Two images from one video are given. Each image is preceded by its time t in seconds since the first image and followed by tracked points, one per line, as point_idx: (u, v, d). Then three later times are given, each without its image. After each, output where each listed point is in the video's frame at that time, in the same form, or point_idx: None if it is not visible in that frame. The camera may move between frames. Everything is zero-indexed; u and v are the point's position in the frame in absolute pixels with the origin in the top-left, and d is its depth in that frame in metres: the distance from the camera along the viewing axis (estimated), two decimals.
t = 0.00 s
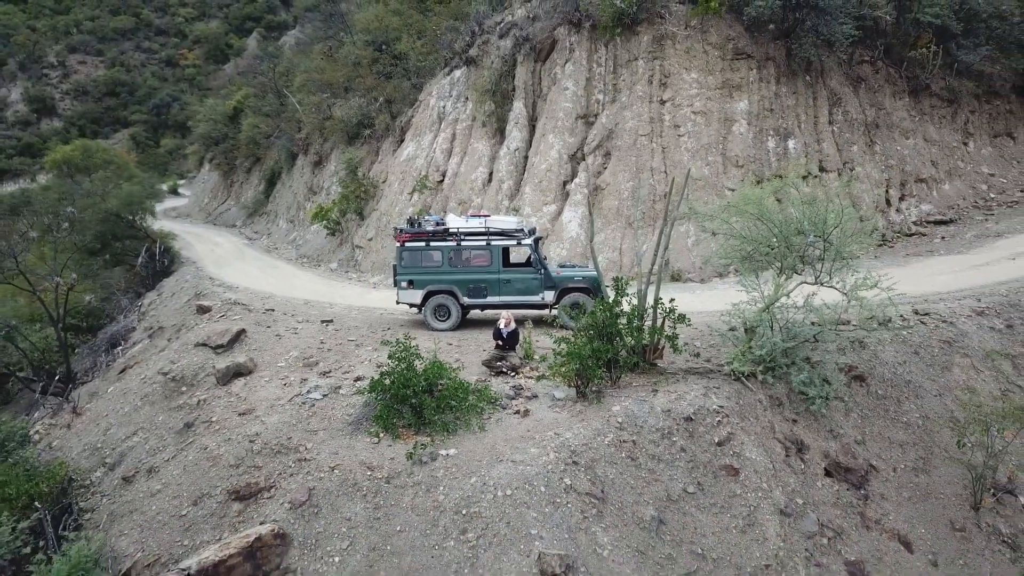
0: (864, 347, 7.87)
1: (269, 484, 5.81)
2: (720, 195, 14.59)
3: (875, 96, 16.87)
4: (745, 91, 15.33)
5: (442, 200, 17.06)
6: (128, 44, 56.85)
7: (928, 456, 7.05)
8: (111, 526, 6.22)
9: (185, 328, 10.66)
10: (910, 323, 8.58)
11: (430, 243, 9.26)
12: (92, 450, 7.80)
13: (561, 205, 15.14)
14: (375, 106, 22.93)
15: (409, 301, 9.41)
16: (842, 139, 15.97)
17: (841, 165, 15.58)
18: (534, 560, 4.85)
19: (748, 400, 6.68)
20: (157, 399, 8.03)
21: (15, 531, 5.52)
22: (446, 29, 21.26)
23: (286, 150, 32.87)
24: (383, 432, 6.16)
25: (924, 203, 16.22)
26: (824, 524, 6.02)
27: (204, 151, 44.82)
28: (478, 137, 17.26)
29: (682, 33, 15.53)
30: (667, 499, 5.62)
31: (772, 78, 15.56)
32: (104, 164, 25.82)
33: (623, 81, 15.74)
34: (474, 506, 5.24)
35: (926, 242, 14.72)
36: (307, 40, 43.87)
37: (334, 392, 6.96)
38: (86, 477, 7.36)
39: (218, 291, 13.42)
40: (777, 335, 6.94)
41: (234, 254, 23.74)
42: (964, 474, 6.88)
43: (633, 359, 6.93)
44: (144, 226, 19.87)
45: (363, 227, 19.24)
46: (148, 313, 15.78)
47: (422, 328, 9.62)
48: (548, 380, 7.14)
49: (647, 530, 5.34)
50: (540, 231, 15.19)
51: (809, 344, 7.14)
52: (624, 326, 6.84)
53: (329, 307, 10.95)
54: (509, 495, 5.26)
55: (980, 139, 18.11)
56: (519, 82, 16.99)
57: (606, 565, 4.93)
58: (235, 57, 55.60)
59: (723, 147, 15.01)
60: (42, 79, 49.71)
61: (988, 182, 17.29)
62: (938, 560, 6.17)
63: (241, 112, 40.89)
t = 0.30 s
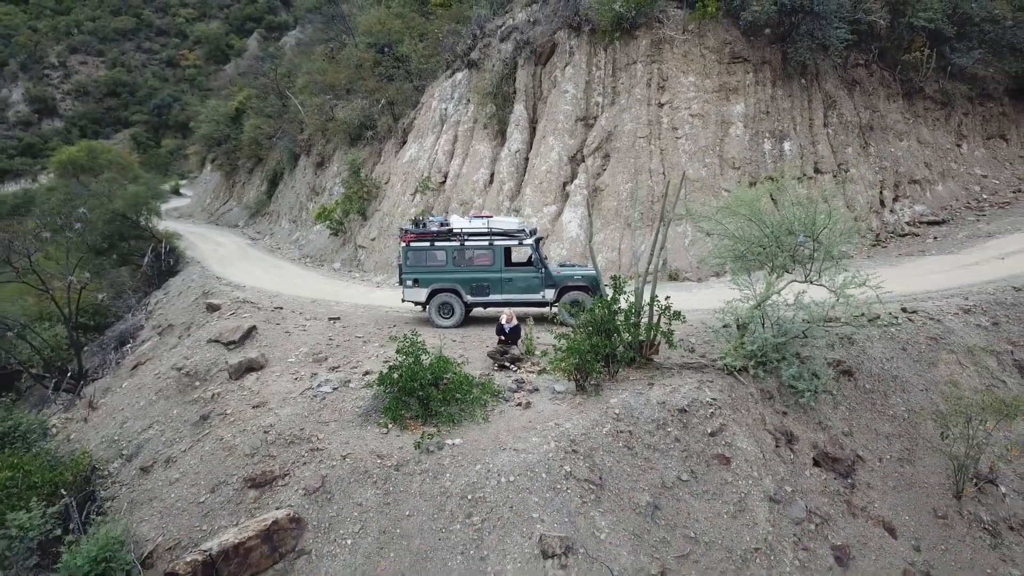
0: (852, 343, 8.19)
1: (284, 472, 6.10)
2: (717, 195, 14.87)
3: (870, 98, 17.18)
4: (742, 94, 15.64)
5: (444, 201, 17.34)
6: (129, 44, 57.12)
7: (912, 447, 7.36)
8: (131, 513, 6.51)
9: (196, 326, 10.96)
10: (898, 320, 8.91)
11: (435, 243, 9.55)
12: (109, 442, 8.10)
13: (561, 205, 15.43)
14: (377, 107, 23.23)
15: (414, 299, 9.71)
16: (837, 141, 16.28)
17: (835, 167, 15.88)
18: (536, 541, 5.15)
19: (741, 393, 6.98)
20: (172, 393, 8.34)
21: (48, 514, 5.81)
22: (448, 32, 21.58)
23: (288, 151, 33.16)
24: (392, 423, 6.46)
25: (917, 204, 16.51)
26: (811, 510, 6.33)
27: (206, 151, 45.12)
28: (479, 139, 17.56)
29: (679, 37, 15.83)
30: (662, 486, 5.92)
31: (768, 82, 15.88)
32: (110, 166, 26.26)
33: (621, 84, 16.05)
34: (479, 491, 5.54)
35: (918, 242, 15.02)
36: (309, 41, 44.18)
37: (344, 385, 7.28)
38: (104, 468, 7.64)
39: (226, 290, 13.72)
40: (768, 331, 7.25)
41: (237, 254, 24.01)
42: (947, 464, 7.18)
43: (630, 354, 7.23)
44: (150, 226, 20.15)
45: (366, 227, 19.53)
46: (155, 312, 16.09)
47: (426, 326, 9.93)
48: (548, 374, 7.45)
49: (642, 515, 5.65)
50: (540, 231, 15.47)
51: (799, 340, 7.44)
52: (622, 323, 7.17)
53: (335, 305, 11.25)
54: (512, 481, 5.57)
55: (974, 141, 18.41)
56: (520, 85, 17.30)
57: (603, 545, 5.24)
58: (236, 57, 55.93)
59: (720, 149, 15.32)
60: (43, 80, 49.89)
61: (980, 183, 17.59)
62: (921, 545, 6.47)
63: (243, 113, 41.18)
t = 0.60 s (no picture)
0: (841, 338, 8.53)
1: (298, 460, 6.43)
2: (714, 196, 15.19)
3: (864, 101, 17.52)
4: (738, 97, 15.97)
5: (446, 202, 17.65)
6: (129, 45, 57.46)
7: (897, 439, 7.69)
8: (151, 500, 6.83)
9: (207, 324, 11.30)
10: (885, 317, 9.28)
11: (439, 243, 9.89)
12: (126, 434, 8.43)
13: (560, 206, 15.75)
14: (379, 109, 23.55)
15: (419, 297, 10.04)
16: (831, 143, 16.61)
17: (829, 169, 16.21)
18: (537, 523, 5.47)
19: (732, 386, 7.32)
20: (187, 387, 8.68)
21: (78, 499, 6.11)
22: (450, 35, 21.93)
23: (291, 152, 33.49)
24: (400, 414, 6.79)
25: (911, 205, 16.84)
26: (798, 497, 6.66)
27: (208, 152, 45.48)
28: (481, 141, 17.88)
29: (677, 41, 16.17)
30: (656, 473, 6.25)
31: (764, 85, 16.22)
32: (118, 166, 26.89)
33: (620, 87, 16.38)
34: (483, 477, 5.87)
35: (910, 242, 15.34)
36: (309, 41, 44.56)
37: (353, 379, 7.62)
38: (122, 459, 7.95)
39: (234, 289, 14.09)
40: (759, 326, 7.57)
41: (242, 254, 24.33)
42: (931, 454, 7.51)
43: (626, 349, 7.56)
44: (156, 227, 20.47)
45: (369, 228, 19.84)
46: (163, 310, 16.44)
47: (431, 323, 10.26)
48: (548, 368, 7.79)
49: (638, 499, 5.98)
50: (540, 232, 15.79)
51: (789, 335, 7.77)
52: (619, 319, 7.52)
53: (342, 303, 11.58)
54: (515, 467, 5.90)
55: (966, 143, 18.75)
56: (521, 88, 17.63)
57: (600, 527, 5.56)
58: (237, 58, 56.28)
59: (716, 151, 15.66)
60: (45, 80, 50.19)
61: (973, 184, 17.94)
62: (903, 530, 6.80)
63: (245, 114, 41.46)
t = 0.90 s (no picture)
0: (829, 333, 8.90)
1: (312, 446, 6.80)
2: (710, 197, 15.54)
3: (857, 104, 17.89)
4: (734, 100, 16.35)
5: (448, 202, 18.01)
6: (130, 46, 57.88)
7: (882, 428, 8.06)
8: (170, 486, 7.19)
9: (218, 321, 11.68)
10: (872, 313, 9.67)
11: (443, 242, 10.26)
12: (144, 425, 8.80)
13: (560, 206, 16.10)
14: (382, 111, 23.93)
15: (424, 294, 10.41)
16: (825, 145, 16.98)
17: (823, 170, 16.58)
18: (538, 504, 5.84)
19: (724, 377, 7.70)
20: (201, 380, 9.04)
21: (106, 482, 6.47)
22: (451, 38, 22.35)
23: (293, 153, 33.89)
24: (407, 404, 7.17)
25: (903, 205, 17.20)
26: (785, 482, 7.03)
27: (210, 152, 45.87)
28: (482, 142, 18.26)
29: (674, 45, 16.55)
30: (650, 458, 6.61)
31: (759, 88, 16.61)
32: (123, 167, 27.10)
33: (619, 90, 16.77)
34: (487, 461, 6.24)
35: (902, 242, 15.70)
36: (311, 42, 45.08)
37: (362, 371, 7.99)
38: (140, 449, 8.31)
39: (242, 287, 14.46)
40: (749, 321, 7.95)
41: (246, 253, 24.68)
42: (913, 443, 7.88)
43: (623, 343, 7.93)
44: (161, 226, 20.82)
45: (372, 227, 20.20)
46: (172, 308, 16.80)
47: (435, 319, 10.64)
48: (548, 361, 8.15)
49: (633, 483, 6.34)
50: (541, 232, 16.13)
51: (778, 329, 8.14)
52: (616, 314, 7.89)
53: (349, 300, 11.94)
54: (517, 452, 6.27)
55: (958, 144, 19.13)
56: (521, 91, 18.01)
57: (597, 508, 5.94)
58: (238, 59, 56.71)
59: (713, 153, 16.02)
60: (45, 81, 50.50)
61: (964, 185, 18.32)
62: (885, 514, 7.18)
63: (247, 115, 41.85)
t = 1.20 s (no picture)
0: (816, 327, 9.32)
1: (325, 432, 7.20)
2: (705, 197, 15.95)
3: (850, 106, 18.30)
4: (729, 102, 16.78)
5: (450, 202, 18.42)
6: (131, 46, 58.31)
7: (866, 417, 8.47)
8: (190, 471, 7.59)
9: (228, 318, 12.09)
10: (858, 308, 10.10)
11: (447, 240, 10.67)
12: (161, 415, 9.21)
13: (560, 207, 16.50)
14: (384, 112, 24.36)
15: (429, 290, 10.83)
16: (818, 146, 17.39)
17: (816, 171, 17.00)
18: (538, 484, 6.26)
19: (714, 368, 8.12)
20: (216, 372, 9.44)
21: (133, 464, 6.88)
22: (453, 42, 22.80)
23: (296, 153, 34.32)
24: (415, 393, 7.58)
25: (894, 205, 17.62)
26: (772, 466, 7.44)
27: (212, 153, 46.30)
28: (483, 144, 18.67)
29: (671, 49, 16.97)
30: (644, 443, 7.03)
31: (753, 91, 17.04)
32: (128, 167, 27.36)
33: (617, 93, 17.20)
34: (490, 445, 6.66)
35: (893, 241, 16.11)
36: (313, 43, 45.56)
37: (371, 363, 8.42)
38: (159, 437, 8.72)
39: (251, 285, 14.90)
40: (739, 315, 8.37)
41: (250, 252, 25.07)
42: (895, 431, 8.29)
43: (618, 335, 8.35)
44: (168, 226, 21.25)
45: (375, 227, 20.61)
46: (180, 306, 17.21)
47: (439, 314, 11.06)
48: (547, 352, 8.58)
49: (627, 466, 6.76)
50: (541, 231, 16.52)
51: (767, 323, 8.57)
52: (612, 308, 8.32)
53: (355, 297, 12.36)
54: (518, 436, 6.68)
55: (950, 146, 19.55)
56: (522, 93, 18.43)
57: (593, 488, 6.36)
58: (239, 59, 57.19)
59: (708, 154, 16.44)
60: (47, 81, 50.86)
61: (955, 185, 18.75)
62: (867, 497, 7.59)
63: (250, 116, 42.28)
